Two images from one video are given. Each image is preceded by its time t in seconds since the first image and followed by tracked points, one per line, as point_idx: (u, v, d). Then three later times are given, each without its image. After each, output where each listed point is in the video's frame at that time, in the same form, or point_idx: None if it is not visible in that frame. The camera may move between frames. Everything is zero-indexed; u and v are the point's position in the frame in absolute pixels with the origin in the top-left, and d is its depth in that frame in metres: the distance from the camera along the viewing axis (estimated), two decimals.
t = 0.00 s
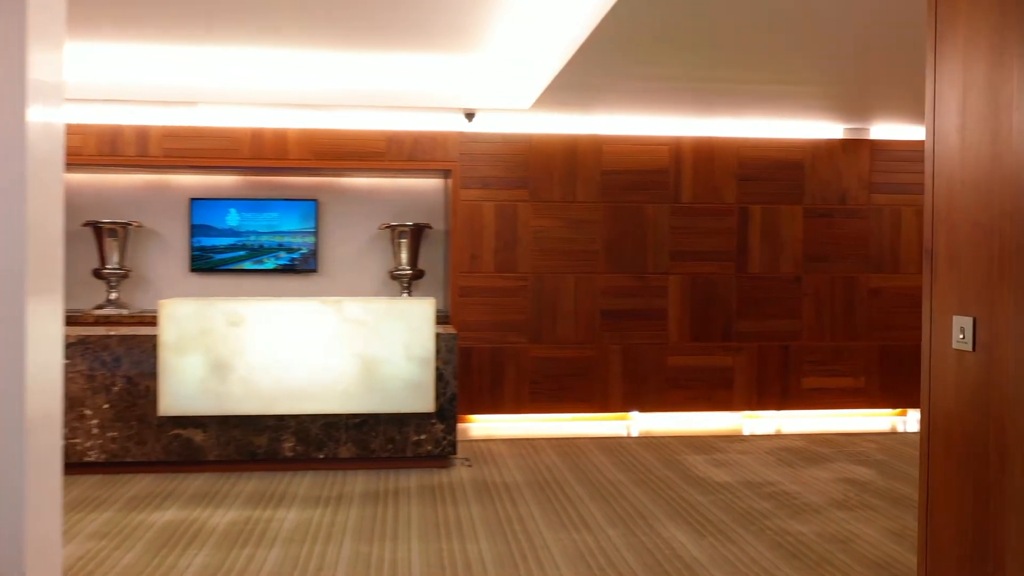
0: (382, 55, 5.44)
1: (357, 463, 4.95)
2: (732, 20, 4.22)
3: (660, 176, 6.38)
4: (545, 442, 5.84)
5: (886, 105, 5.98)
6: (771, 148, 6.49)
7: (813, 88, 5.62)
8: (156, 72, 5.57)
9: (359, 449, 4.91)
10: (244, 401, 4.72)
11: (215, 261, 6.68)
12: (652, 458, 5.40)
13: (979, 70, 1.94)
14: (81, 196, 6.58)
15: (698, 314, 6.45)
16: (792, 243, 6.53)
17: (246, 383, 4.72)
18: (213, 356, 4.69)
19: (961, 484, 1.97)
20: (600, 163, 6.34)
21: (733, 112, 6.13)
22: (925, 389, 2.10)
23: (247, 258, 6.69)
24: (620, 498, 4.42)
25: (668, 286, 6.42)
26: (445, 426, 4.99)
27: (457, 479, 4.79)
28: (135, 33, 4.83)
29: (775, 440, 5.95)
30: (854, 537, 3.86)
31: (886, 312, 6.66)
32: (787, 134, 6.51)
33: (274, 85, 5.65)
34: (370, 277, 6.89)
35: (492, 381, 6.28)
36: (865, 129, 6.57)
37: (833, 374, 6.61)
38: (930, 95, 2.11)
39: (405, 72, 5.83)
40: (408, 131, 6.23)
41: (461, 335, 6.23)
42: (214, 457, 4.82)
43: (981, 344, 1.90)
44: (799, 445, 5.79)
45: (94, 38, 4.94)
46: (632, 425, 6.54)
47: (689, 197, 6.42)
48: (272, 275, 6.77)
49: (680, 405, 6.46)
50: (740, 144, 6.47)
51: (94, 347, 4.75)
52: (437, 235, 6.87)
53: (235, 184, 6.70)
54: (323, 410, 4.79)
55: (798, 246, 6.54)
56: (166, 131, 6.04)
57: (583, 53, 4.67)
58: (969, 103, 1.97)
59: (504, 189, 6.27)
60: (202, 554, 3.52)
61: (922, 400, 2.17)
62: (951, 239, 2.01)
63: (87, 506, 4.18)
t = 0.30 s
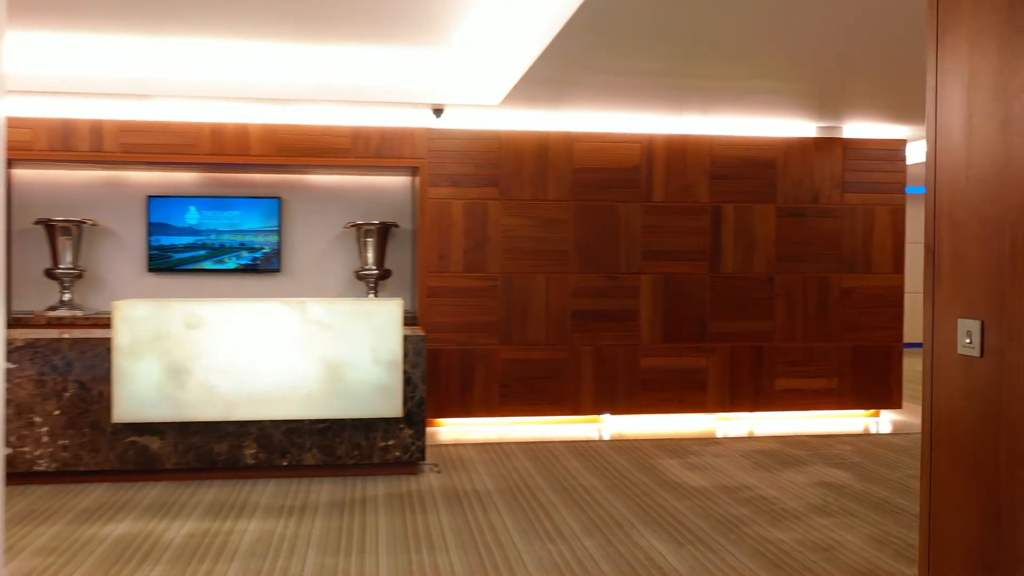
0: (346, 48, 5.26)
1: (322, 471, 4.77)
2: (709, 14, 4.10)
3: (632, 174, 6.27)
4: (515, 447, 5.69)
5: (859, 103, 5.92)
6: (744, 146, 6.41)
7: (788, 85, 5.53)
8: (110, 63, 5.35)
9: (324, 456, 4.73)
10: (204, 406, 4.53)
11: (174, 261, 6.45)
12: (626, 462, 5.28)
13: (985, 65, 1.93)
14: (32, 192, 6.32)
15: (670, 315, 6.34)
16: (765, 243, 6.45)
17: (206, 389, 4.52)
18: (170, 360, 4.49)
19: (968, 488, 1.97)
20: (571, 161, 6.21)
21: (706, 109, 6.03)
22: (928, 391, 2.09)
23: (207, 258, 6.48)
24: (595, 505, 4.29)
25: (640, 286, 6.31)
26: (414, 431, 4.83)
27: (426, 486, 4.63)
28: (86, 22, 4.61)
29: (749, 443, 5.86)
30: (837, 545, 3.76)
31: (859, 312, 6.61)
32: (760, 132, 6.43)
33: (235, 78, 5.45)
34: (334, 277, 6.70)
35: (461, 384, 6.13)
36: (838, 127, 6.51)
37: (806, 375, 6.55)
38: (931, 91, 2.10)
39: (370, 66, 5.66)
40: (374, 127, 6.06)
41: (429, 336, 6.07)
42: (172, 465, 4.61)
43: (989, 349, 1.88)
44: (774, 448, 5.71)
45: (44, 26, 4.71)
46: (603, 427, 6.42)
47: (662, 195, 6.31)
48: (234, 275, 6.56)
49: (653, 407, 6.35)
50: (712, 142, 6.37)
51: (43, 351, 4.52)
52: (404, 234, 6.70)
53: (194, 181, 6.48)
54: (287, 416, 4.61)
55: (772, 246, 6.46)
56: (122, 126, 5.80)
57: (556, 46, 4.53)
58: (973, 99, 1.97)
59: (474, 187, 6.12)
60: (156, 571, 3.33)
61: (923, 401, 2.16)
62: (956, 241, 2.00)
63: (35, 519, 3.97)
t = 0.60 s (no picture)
0: (311, 39, 5.07)
1: (287, 478, 4.58)
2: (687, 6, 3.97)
3: (606, 171, 6.13)
4: (487, 451, 5.53)
5: (836, 100, 5.82)
6: (719, 143, 6.29)
7: (764, 80, 5.41)
8: (63, 53, 5.12)
9: (288, 462, 4.54)
10: (162, 412, 4.32)
11: (132, 260, 6.22)
12: (602, 466, 5.14)
13: (1003, 55, 1.84)
14: None
15: (645, 315, 6.22)
16: (740, 242, 6.35)
17: (165, 393, 4.32)
18: (126, 364, 4.28)
19: (986, 499, 1.89)
20: (544, 157, 6.06)
21: (681, 105, 5.92)
22: (941, 398, 2.02)
23: (167, 257, 6.26)
24: (572, 513, 4.14)
25: (614, 286, 6.17)
26: (383, 437, 4.65)
27: (395, 494, 4.45)
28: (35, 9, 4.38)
29: (725, 446, 5.75)
30: (821, 553, 3.64)
31: (834, 312, 6.52)
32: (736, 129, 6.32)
33: (195, 70, 5.23)
34: (300, 276, 6.50)
35: (431, 386, 5.96)
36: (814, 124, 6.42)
37: (782, 376, 6.45)
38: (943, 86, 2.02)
39: (337, 58, 5.46)
40: (341, 121, 5.87)
41: (398, 338, 5.89)
42: (128, 474, 4.40)
43: (1011, 354, 1.81)
44: (750, 451, 5.60)
45: None
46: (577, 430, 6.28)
47: (636, 193, 6.19)
48: (195, 274, 6.34)
49: (627, 409, 6.22)
50: (688, 138, 6.25)
51: None
52: (372, 232, 6.52)
53: (154, 177, 6.25)
54: (250, 422, 4.42)
55: (747, 245, 6.36)
56: (76, 118, 5.56)
57: (530, 38, 4.38)
58: (991, 90, 1.88)
59: (444, 184, 5.95)
60: None
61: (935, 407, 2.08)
62: (972, 242, 1.93)
63: None
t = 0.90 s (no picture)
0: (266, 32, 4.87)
1: (239, 488, 4.39)
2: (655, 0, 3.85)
3: (570, 169, 6.01)
4: (448, 457, 5.38)
5: (801, 99, 5.76)
6: (684, 141, 6.20)
7: (730, 76, 5.32)
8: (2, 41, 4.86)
9: (241, 471, 4.34)
10: (107, 420, 4.10)
11: (77, 260, 5.96)
12: (566, 471, 5.01)
13: (1011, 59, 1.86)
14: None
15: (609, 316, 6.11)
16: (705, 241, 6.26)
17: (108, 400, 4.10)
18: (68, 370, 4.06)
19: (990, 496, 1.91)
20: (507, 155, 5.92)
21: (646, 101, 5.81)
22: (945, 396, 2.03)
23: (114, 256, 6.02)
24: (538, 521, 4.02)
25: (578, 286, 6.06)
26: (341, 443, 4.48)
27: (353, 503, 4.28)
28: None
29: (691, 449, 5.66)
30: (793, 560, 3.55)
31: (798, 313, 6.48)
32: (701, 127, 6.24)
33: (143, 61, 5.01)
34: (254, 277, 6.28)
35: (391, 389, 5.79)
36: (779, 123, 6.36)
37: (746, 377, 6.39)
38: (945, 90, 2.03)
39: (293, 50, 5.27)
40: (297, 116, 5.67)
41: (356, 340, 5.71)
42: (69, 485, 4.17)
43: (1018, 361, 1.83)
44: (716, 453, 5.52)
45: None
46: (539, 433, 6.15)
47: (600, 191, 6.07)
48: (144, 274, 6.10)
49: (591, 412, 6.11)
50: (652, 136, 6.15)
51: None
52: (329, 231, 6.32)
53: (100, 173, 5.99)
54: (201, 429, 4.22)
55: (712, 245, 6.28)
56: (16, 110, 5.30)
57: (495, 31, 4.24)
58: (998, 94, 1.89)
59: (404, 180, 5.78)
60: None
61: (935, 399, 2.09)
62: (977, 245, 1.94)
63: None
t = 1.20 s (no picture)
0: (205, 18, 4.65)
1: (177, 496, 4.17)
2: None
3: (523, 164, 5.88)
4: (398, 460, 5.21)
5: (755, 95, 5.70)
6: (638, 137, 6.11)
7: (684, 72, 5.23)
8: None
9: (179, 479, 4.13)
10: (35, 427, 3.89)
11: (5, 257, 5.67)
12: (520, 474, 4.88)
13: (1005, 46, 1.78)
14: None
15: (562, 314, 5.99)
16: (659, 239, 6.18)
17: (36, 406, 3.87)
18: None
19: (985, 499, 1.82)
20: (459, 149, 5.77)
21: (600, 96, 5.71)
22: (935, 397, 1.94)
23: (45, 253, 5.74)
24: (492, 527, 3.87)
25: (531, 284, 5.93)
26: (285, 448, 4.28)
27: (298, 510, 4.09)
28: None
29: (646, 449, 5.57)
30: (755, 564, 3.46)
31: (752, 311, 6.43)
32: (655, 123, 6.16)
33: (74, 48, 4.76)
34: (194, 274, 6.03)
35: (338, 391, 5.60)
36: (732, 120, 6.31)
37: (701, 376, 6.33)
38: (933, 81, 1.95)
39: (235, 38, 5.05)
40: (240, 108, 5.46)
41: (302, 340, 5.51)
42: None
43: (1016, 360, 1.75)
44: (671, 454, 5.44)
45: None
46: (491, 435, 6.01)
47: (553, 187, 5.95)
48: (77, 272, 5.83)
49: (544, 412, 5.99)
50: (606, 132, 6.05)
51: None
52: (274, 227, 6.11)
53: (30, 165, 5.70)
54: (136, 435, 4.02)
55: (666, 242, 6.20)
56: None
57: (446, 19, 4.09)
58: (992, 82, 1.81)
59: (352, 175, 5.59)
60: None
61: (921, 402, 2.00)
62: (970, 239, 1.86)
63: None
